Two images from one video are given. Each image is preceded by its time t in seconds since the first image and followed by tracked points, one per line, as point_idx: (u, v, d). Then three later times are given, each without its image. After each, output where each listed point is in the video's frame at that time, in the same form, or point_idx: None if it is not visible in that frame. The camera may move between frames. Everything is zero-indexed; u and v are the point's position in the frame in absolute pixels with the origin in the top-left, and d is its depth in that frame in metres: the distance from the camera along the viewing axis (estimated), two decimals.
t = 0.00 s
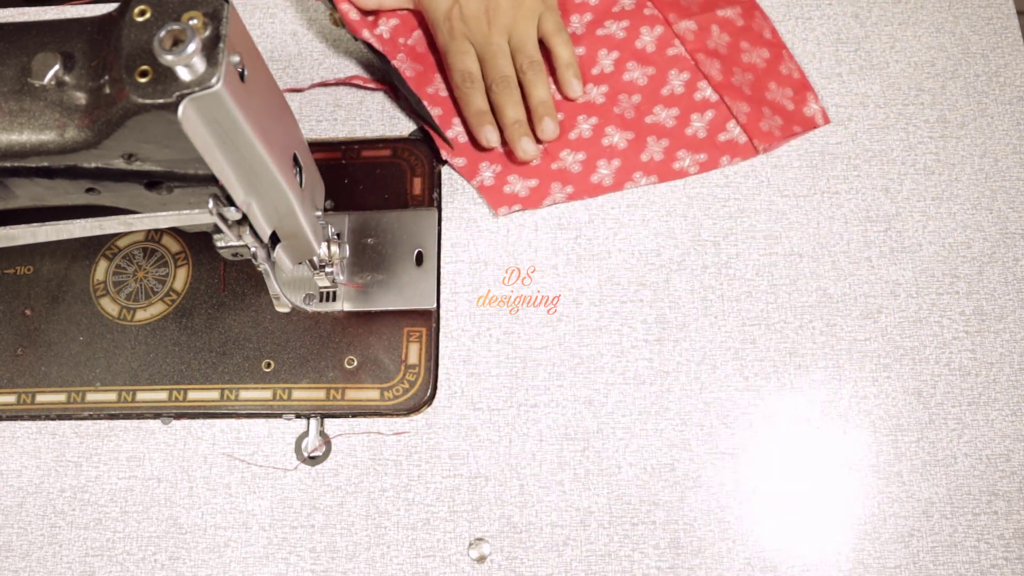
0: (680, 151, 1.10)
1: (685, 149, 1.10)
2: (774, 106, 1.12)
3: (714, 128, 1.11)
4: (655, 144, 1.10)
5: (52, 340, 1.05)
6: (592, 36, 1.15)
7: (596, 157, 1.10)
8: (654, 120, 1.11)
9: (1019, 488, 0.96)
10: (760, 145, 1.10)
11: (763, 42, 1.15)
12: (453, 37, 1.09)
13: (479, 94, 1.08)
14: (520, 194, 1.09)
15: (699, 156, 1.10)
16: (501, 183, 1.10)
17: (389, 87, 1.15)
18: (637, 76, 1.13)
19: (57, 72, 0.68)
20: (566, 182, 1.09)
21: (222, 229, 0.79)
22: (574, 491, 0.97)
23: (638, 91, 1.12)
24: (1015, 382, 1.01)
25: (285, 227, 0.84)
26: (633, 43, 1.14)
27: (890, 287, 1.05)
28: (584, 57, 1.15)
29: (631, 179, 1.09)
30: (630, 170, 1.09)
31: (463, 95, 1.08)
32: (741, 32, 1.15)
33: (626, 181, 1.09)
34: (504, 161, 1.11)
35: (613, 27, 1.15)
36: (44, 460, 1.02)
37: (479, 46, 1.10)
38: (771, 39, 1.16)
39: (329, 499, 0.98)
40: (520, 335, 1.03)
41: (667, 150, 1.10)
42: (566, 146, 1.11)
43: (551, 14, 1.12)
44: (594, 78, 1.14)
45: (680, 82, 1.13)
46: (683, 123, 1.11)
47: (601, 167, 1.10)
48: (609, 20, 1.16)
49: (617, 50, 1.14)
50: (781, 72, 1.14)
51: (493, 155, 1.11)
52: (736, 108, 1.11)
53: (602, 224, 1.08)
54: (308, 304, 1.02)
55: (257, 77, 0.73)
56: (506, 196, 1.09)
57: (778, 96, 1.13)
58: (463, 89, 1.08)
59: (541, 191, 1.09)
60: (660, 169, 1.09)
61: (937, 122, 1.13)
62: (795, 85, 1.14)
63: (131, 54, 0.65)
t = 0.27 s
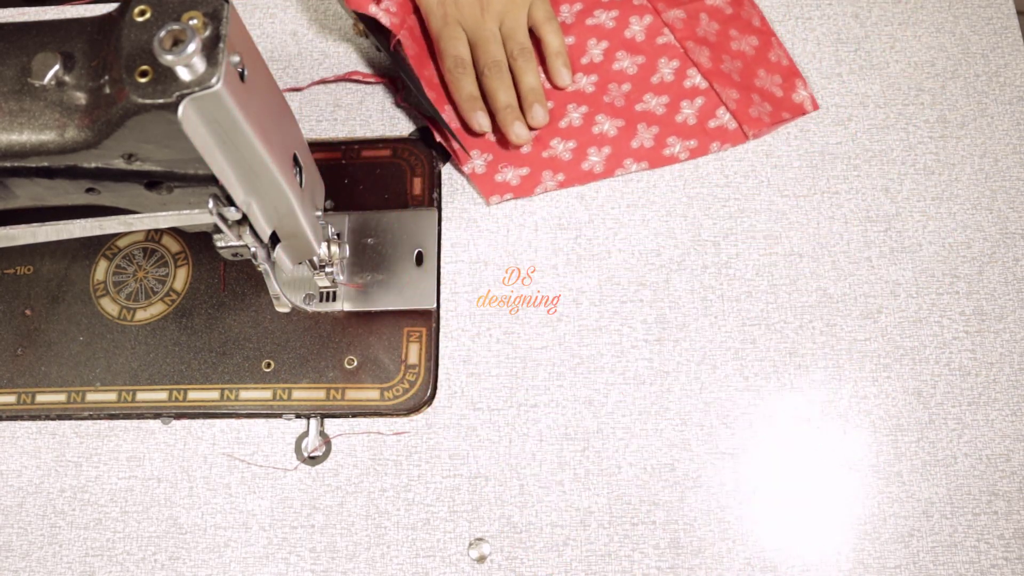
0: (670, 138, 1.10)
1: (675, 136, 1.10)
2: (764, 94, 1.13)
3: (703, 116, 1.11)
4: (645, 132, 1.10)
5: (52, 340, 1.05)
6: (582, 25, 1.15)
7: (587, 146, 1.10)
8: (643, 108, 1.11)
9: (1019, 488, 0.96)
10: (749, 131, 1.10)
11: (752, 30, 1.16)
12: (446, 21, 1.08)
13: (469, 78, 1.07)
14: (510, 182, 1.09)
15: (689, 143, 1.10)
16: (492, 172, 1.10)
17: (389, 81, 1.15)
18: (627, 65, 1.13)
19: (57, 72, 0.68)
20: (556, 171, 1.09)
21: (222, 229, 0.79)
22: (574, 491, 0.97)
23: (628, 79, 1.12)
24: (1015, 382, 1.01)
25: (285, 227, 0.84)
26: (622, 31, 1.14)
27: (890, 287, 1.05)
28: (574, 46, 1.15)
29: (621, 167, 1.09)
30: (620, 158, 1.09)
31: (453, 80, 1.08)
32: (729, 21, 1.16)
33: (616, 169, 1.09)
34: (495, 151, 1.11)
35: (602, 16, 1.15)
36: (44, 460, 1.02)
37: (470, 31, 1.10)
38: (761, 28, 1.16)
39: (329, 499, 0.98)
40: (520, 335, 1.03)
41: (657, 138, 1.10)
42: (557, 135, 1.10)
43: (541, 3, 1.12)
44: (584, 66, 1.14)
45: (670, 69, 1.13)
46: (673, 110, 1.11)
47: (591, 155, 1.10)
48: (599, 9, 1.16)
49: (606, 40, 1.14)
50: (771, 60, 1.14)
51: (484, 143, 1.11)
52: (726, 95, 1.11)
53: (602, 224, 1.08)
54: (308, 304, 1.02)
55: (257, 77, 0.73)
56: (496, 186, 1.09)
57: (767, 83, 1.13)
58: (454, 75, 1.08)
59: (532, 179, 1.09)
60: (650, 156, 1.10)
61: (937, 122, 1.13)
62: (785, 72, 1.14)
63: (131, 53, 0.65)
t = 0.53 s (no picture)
0: (660, 121, 1.11)
1: (665, 118, 1.11)
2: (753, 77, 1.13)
3: (694, 99, 1.12)
4: (635, 115, 1.11)
5: (52, 341, 1.05)
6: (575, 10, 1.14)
7: (579, 128, 1.10)
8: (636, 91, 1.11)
9: (1019, 488, 0.96)
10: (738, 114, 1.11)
11: (742, 16, 1.16)
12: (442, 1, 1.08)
13: (463, 60, 1.07)
14: (497, 164, 1.09)
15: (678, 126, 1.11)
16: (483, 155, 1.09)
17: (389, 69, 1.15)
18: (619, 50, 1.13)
19: (57, 72, 0.68)
20: (548, 154, 1.10)
21: (222, 229, 0.79)
22: (574, 491, 0.97)
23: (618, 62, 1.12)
24: (1015, 382, 1.00)
25: (285, 227, 0.84)
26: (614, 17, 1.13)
27: (890, 287, 1.05)
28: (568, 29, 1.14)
29: (610, 148, 1.10)
30: (612, 142, 1.10)
31: (447, 60, 1.08)
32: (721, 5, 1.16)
33: (607, 152, 1.10)
34: (486, 134, 1.10)
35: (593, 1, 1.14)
36: (44, 460, 1.02)
37: (465, 13, 1.10)
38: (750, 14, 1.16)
39: (329, 499, 0.98)
40: (520, 335, 1.03)
41: (647, 120, 1.11)
42: (548, 118, 1.10)
43: None
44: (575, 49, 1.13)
45: (661, 54, 1.12)
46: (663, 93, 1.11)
47: (583, 138, 1.10)
48: None
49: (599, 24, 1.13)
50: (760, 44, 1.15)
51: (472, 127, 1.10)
52: (717, 79, 1.10)
53: (602, 224, 1.08)
54: (308, 304, 1.02)
55: (258, 76, 0.73)
56: (488, 169, 1.09)
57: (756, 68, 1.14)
58: (448, 54, 1.07)
59: (524, 162, 1.10)
60: (641, 139, 1.10)
61: (937, 122, 1.13)
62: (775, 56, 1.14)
63: (131, 54, 0.65)
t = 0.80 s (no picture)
0: (672, 126, 1.10)
1: (678, 124, 1.11)
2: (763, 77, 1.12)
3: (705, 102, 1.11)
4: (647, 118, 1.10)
5: (52, 341, 1.05)
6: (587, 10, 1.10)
7: (588, 132, 1.10)
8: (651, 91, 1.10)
9: (1019, 488, 0.96)
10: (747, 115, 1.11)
11: (754, 18, 1.13)
12: None
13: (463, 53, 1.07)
14: (501, 165, 1.09)
15: (689, 130, 1.11)
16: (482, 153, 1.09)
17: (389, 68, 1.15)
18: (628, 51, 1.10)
19: (57, 72, 0.68)
20: (558, 159, 1.10)
21: (222, 229, 0.79)
22: (574, 491, 0.97)
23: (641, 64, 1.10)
24: (1015, 382, 1.01)
25: (285, 227, 0.84)
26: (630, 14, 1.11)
27: (890, 287, 1.05)
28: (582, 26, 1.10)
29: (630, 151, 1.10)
30: (621, 146, 1.10)
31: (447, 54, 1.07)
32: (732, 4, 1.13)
33: (616, 155, 1.10)
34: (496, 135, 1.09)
35: None
36: (44, 460, 1.02)
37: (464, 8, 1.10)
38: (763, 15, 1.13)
39: (329, 499, 0.98)
40: (520, 335, 1.03)
41: (661, 122, 1.10)
42: (559, 121, 1.10)
43: None
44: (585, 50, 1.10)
45: (671, 58, 1.11)
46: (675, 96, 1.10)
47: (598, 142, 1.10)
48: None
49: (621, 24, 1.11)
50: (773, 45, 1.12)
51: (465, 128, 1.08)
52: (726, 84, 1.11)
53: (602, 224, 1.08)
54: (308, 304, 1.02)
55: (257, 76, 0.73)
56: (494, 173, 1.09)
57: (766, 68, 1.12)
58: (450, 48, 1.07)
59: (529, 167, 1.10)
60: (652, 142, 1.10)
61: (936, 122, 1.13)
62: (785, 58, 1.13)
63: (131, 54, 0.65)
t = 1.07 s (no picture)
0: (732, 256, 1.04)
1: (735, 246, 1.04)
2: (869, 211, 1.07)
3: (767, 242, 1.04)
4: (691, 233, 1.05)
5: (52, 341, 1.05)
6: (558, 44, 1.13)
7: (635, 268, 1.04)
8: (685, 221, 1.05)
9: (1019, 488, 0.96)
10: (869, 220, 1.07)
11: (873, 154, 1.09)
12: None
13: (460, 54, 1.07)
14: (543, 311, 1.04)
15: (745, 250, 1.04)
16: (521, 225, 1.07)
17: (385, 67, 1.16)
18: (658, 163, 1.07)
19: (57, 72, 0.68)
20: (590, 262, 1.05)
21: (222, 229, 0.79)
22: (574, 492, 0.97)
23: (651, 161, 1.07)
24: (1015, 382, 1.00)
25: (285, 227, 0.84)
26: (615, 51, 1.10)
27: (890, 287, 1.05)
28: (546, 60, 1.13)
29: (626, 220, 1.05)
30: (638, 281, 1.04)
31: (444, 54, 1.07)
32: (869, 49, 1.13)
33: (670, 308, 1.03)
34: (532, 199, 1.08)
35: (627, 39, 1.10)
36: (44, 460, 1.02)
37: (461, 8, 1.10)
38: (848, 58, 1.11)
39: (329, 498, 0.98)
40: (520, 335, 1.03)
41: (710, 227, 1.05)
42: (587, 230, 1.06)
43: (590, 102, 1.10)
44: (607, 150, 1.08)
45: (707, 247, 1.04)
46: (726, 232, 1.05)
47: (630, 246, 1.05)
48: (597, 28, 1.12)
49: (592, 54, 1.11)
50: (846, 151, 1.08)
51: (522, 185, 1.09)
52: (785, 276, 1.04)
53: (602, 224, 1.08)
54: (308, 304, 1.02)
55: (258, 77, 0.73)
56: (529, 254, 1.06)
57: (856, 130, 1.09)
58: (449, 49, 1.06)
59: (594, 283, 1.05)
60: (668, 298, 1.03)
61: (937, 122, 1.13)
62: (863, 206, 1.07)
63: (131, 54, 0.65)
